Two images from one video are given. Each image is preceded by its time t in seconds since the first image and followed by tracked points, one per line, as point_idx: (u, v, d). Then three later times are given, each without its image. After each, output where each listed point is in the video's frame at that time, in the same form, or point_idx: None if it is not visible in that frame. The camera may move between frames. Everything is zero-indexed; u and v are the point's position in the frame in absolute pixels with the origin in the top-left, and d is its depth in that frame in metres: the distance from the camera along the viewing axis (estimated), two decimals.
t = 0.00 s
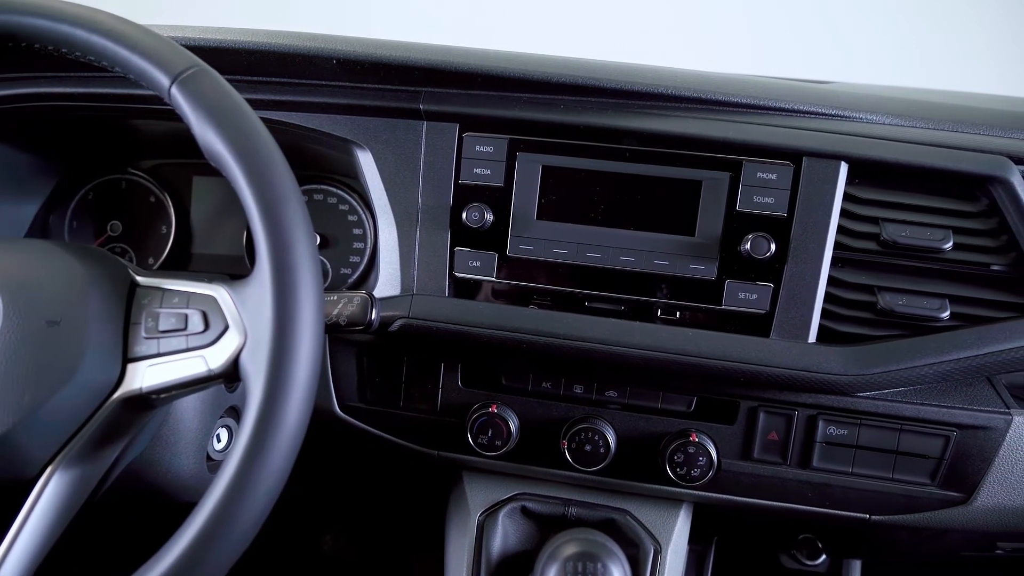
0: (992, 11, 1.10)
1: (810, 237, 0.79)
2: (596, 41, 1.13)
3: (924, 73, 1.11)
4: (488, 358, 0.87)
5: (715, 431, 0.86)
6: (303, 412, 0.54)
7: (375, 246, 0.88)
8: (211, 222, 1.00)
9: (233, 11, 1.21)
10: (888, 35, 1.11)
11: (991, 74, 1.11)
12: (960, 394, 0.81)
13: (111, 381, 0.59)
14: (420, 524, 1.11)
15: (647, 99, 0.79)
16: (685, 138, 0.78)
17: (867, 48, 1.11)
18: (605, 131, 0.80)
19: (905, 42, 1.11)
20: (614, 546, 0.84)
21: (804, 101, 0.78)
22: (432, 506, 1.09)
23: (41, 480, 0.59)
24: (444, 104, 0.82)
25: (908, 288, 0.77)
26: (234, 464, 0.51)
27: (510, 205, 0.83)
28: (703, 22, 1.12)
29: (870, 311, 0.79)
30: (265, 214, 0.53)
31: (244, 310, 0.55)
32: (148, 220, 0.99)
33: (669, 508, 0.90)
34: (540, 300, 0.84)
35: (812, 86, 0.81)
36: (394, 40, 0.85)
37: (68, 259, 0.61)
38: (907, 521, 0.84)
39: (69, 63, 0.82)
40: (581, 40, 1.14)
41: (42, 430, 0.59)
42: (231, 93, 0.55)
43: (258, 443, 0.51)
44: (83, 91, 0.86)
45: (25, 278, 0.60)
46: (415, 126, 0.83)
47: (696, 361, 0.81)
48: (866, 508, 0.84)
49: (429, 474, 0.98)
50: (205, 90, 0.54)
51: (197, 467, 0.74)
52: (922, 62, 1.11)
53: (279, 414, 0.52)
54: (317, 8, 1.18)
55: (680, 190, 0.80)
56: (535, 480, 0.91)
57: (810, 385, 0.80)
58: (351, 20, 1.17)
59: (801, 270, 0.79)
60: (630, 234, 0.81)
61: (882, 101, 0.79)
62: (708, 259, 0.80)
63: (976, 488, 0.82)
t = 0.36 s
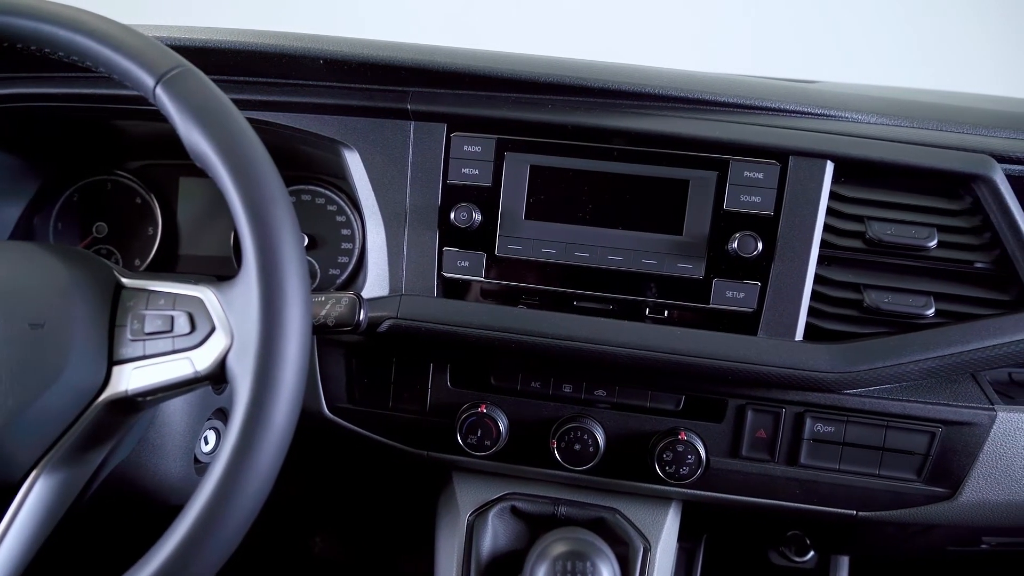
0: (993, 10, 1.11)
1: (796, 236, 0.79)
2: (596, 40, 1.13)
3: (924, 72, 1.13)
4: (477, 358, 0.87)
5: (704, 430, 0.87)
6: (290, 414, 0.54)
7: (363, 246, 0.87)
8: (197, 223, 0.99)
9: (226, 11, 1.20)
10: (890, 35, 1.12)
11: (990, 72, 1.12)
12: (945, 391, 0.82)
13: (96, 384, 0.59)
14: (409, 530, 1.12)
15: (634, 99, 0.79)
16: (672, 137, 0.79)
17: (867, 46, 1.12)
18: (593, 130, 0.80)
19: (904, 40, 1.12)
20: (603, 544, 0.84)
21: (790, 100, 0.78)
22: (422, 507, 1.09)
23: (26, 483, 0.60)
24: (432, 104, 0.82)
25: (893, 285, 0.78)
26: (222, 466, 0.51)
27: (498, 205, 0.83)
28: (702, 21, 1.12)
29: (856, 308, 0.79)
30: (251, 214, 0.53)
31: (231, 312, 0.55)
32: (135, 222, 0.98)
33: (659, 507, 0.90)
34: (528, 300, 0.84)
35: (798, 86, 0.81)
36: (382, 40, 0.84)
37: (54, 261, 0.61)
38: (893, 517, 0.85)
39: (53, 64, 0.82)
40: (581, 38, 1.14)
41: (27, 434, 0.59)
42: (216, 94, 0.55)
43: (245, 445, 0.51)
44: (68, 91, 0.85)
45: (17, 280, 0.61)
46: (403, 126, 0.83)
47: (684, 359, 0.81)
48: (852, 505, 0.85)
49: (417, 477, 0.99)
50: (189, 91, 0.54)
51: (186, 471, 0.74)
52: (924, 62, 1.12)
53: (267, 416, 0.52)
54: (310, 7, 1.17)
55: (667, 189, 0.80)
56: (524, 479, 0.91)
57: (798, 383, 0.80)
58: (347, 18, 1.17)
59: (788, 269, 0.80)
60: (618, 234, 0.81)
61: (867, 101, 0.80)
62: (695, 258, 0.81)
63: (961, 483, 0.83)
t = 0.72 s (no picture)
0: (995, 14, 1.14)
1: (781, 234, 0.80)
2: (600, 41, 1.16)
3: (927, 73, 1.16)
4: (465, 358, 0.87)
5: (691, 428, 0.87)
6: (277, 415, 0.53)
7: (350, 247, 0.87)
8: (183, 224, 0.98)
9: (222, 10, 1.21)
10: (893, 35, 1.15)
11: (992, 72, 1.15)
12: (928, 387, 0.83)
13: (79, 387, 0.58)
14: (399, 527, 1.12)
15: (620, 98, 0.79)
16: (658, 136, 0.79)
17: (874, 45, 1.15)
18: (579, 130, 0.80)
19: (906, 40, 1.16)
20: (590, 542, 0.85)
21: (774, 100, 0.79)
22: (412, 508, 1.09)
23: (9, 487, 0.59)
24: (418, 104, 0.82)
25: (877, 283, 0.78)
26: (207, 468, 0.51)
27: (485, 205, 0.83)
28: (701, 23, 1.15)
29: (841, 306, 0.80)
30: (235, 215, 0.52)
31: (216, 314, 0.55)
32: (118, 224, 0.97)
33: (647, 505, 0.90)
34: (515, 300, 0.84)
35: (783, 85, 0.82)
36: (368, 39, 0.84)
37: (36, 264, 0.61)
38: (878, 512, 0.86)
39: (35, 64, 0.81)
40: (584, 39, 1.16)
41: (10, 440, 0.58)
42: (199, 94, 0.54)
43: (231, 446, 0.51)
44: (52, 92, 0.85)
45: None
46: (389, 126, 0.83)
47: (671, 358, 0.81)
48: (838, 501, 0.86)
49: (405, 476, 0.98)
50: (172, 91, 0.54)
51: (172, 473, 0.74)
52: (926, 61, 1.16)
53: (252, 417, 0.51)
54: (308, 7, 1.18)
55: (653, 189, 0.80)
56: (513, 479, 0.91)
57: (783, 380, 0.81)
58: (347, 18, 1.18)
59: (774, 267, 0.80)
60: (605, 233, 0.81)
61: (850, 100, 0.80)
62: (682, 257, 0.81)
63: (945, 479, 0.84)
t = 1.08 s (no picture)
0: (995, 13, 1.19)
1: (765, 233, 0.80)
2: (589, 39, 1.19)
3: (929, 71, 1.20)
4: (451, 359, 0.87)
5: (678, 426, 0.87)
6: (262, 417, 0.53)
7: (336, 248, 0.87)
8: (167, 225, 0.97)
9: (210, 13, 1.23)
10: (896, 34, 1.19)
11: (991, 70, 1.20)
12: (912, 383, 0.83)
13: (62, 390, 0.57)
14: (388, 528, 1.12)
15: (605, 98, 0.79)
16: (643, 136, 0.79)
17: (874, 45, 1.19)
18: (565, 130, 0.80)
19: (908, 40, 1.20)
20: (578, 541, 0.85)
21: (757, 99, 0.79)
22: (400, 509, 1.08)
23: None
24: (403, 104, 0.81)
25: (861, 281, 0.79)
26: (192, 471, 0.50)
27: (471, 205, 0.83)
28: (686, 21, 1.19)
29: (825, 304, 0.80)
30: (219, 216, 0.52)
31: (200, 315, 0.54)
32: (101, 225, 0.96)
33: (635, 503, 0.90)
34: (502, 299, 0.84)
35: (766, 85, 0.82)
36: (354, 39, 0.84)
37: (16, 267, 0.60)
38: (863, 507, 0.87)
39: (16, 65, 0.81)
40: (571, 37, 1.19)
41: None
42: (181, 94, 0.54)
43: (216, 448, 0.50)
44: (37, 92, 0.85)
45: None
46: (374, 126, 0.83)
47: (657, 356, 0.82)
48: (823, 497, 0.86)
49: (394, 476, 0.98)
50: (154, 91, 0.53)
51: (156, 477, 0.74)
52: (928, 60, 1.20)
53: (237, 419, 0.51)
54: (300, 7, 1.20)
55: (638, 188, 0.81)
56: (501, 479, 0.91)
57: (769, 378, 0.81)
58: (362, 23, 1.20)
59: (758, 266, 0.81)
60: (591, 232, 0.81)
61: (832, 99, 0.81)
62: (668, 256, 0.81)
63: (929, 474, 0.85)
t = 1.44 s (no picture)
0: (995, 13, 1.23)
1: (749, 231, 0.81)
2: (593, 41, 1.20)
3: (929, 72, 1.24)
4: (437, 359, 0.87)
5: (664, 424, 0.88)
6: (246, 419, 0.53)
7: (321, 249, 0.86)
8: (150, 227, 0.96)
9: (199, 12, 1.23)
10: (897, 35, 1.23)
11: (991, 71, 1.25)
12: (894, 379, 0.84)
13: (42, 394, 0.57)
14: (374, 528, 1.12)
15: (589, 98, 0.79)
16: (627, 135, 0.79)
17: (874, 45, 1.23)
18: (549, 129, 0.80)
19: (909, 42, 1.24)
20: (565, 541, 0.85)
21: (740, 99, 0.80)
22: (387, 510, 1.08)
23: None
24: (387, 104, 0.81)
25: (843, 279, 0.80)
26: (176, 474, 0.50)
27: (456, 205, 0.83)
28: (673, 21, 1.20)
29: (809, 301, 0.81)
30: (201, 218, 0.52)
31: (182, 317, 0.54)
32: (82, 227, 0.95)
33: (621, 502, 0.91)
34: (488, 299, 0.84)
35: (749, 85, 0.83)
36: (338, 39, 0.84)
37: None
38: (847, 503, 0.88)
39: None
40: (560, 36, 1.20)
41: None
42: (162, 95, 0.54)
43: (200, 451, 0.50)
44: (17, 93, 0.85)
45: None
46: (358, 126, 0.83)
47: (643, 355, 0.82)
48: (808, 493, 0.87)
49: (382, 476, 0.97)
50: (134, 92, 0.53)
51: (139, 481, 0.73)
52: (927, 60, 1.24)
53: (221, 422, 0.51)
54: (291, 7, 1.21)
55: (622, 188, 0.81)
56: (488, 479, 0.91)
57: (753, 376, 0.82)
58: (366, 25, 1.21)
59: (743, 264, 0.81)
60: (576, 232, 0.81)
61: (814, 98, 0.82)
62: (653, 255, 0.82)
63: (911, 469, 0.86)
